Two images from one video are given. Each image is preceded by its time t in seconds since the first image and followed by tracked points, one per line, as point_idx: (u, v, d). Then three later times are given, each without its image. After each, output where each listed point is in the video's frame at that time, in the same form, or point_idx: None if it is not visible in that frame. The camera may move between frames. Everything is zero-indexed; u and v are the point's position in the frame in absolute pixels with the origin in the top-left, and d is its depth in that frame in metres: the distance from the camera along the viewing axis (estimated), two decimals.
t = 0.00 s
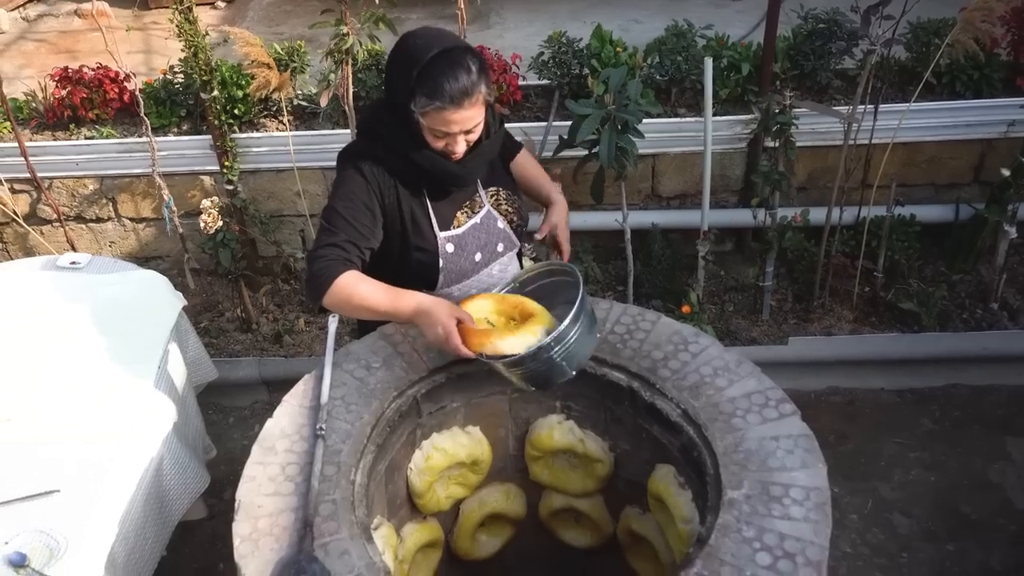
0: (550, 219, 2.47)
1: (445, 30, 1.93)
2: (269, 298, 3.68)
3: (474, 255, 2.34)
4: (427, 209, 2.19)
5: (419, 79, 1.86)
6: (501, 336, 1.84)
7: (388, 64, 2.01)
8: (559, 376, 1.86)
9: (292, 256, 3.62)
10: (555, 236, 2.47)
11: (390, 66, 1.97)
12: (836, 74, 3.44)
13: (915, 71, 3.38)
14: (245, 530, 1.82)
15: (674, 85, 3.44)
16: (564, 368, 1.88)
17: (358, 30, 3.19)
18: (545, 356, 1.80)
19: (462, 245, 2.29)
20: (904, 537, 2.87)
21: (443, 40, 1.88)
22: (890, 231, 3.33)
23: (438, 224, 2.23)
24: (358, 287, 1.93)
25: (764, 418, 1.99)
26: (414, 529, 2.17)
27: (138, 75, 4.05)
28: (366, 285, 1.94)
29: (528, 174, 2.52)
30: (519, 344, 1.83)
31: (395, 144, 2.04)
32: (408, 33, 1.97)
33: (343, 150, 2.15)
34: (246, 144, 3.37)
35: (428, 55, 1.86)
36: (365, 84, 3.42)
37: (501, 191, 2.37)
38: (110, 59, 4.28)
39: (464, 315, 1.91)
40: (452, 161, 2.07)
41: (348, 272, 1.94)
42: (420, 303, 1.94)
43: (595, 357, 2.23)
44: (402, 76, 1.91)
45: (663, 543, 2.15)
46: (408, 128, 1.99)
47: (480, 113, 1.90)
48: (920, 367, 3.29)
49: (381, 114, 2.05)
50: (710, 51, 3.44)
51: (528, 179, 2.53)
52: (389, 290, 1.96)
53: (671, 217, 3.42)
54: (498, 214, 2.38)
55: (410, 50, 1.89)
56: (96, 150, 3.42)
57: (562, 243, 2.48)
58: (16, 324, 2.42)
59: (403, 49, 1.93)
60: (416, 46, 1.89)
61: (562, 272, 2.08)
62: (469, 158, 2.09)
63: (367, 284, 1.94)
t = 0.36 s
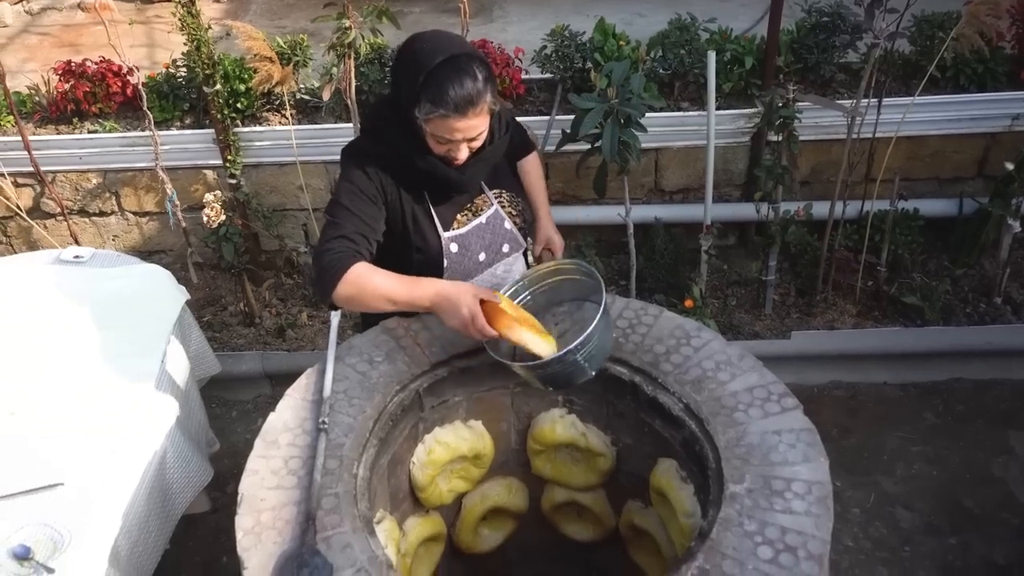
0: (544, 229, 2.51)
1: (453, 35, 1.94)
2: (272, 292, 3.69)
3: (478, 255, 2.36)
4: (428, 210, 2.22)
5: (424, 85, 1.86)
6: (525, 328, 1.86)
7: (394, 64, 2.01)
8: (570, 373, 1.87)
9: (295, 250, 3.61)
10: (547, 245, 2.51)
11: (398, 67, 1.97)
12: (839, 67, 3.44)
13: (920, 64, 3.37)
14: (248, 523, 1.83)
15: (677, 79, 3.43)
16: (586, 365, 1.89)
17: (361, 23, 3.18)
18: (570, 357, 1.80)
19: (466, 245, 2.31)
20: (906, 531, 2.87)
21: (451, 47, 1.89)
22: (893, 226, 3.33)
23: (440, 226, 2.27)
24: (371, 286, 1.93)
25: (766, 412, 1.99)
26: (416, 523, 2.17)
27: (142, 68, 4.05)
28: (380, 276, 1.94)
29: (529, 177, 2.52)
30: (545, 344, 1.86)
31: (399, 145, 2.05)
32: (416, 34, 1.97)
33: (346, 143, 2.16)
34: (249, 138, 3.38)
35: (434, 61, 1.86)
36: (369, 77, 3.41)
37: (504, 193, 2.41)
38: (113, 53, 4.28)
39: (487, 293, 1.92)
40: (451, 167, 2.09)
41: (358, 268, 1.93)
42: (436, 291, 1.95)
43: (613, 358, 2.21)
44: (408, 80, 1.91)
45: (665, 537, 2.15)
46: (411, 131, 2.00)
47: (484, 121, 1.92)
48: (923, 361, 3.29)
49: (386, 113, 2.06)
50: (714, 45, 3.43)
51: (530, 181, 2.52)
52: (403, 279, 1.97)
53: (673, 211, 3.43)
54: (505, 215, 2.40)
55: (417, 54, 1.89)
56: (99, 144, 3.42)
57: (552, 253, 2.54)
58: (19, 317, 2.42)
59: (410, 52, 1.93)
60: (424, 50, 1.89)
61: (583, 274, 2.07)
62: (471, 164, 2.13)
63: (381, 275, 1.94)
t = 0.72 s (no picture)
0: (556, 221, 2.54)
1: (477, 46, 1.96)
2: (272, 288, 3.70)
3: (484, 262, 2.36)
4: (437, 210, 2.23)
5: (449, 96, 1.88)
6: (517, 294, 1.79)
7: (416, 69, 2.03)
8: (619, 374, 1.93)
9: (296, 245, 3.62)
10: (561, 238, 2.53)
11: (420, 74, 2.00)
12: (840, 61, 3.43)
13: (920, 58, 3.37)
14: (248, 518, 1.83)
15: (677, 73, 3.42)
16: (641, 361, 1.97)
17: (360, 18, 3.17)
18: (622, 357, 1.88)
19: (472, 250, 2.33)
20: (906, 525, 2.87)
21: (475, 58, 1.91)
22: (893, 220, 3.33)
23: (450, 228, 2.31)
24: (366, 252, 1.91)
25: (765, 406, 1.99)
26: (416, 517, 2.18)
27: (142, 64, 4.05)
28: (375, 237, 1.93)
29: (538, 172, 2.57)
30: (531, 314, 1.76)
31: (418, 149, 2.09)
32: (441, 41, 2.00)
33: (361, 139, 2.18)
34: (249, 134, 3.38)
35: (460, 73, 1.88)
36: (369, 73, 3.41)
37: (515, 199, 2.47)
38: (113, 49, 4.28)
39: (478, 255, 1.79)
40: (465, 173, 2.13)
41: (350, 235, 1.92)
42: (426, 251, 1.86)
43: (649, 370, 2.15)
44: (432, 88, 1.94)
45: (665, 532, 2.15)
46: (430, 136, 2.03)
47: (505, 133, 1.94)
48: (923, 356, 3.29)
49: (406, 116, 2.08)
50: (714, 39, 3.43)
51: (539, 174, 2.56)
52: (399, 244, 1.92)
53: (674, 207, 3.42)
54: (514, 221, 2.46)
55: (442, 63, 1.92)
56: (100, 140, 3.42)
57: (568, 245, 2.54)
58: (21, 314, 2.43)
59: (434, 60, 1.95)
60: (449, 61, 1.91)
61: (614, 266, 2.13)
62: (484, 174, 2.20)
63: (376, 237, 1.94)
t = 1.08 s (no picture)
0: (570, 237, 2.45)
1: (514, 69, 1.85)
2: (270, 284, 3.70)
3: (491, 279, 2.28)
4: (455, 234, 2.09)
5: (485, 123, 1.76)
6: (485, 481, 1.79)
7: (445, 87, 1.89)
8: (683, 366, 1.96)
9: (294, 241, 3.63)
10: (575, 253, 2.44)
11: (450, 93, 1.87)
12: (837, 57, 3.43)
13: (918, 54, 3.37)
14: (246, 513, 1.84)
15: (675, 69, 3.42)
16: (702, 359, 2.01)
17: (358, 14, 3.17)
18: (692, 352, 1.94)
19: (483, 271, 2.23)
20: (903, 520, 2.88)
21: (513, 82, 1.79)
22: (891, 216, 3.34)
23: (464, 249, 2.15)
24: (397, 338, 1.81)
25: (762, 402, 2.00)
26: (414, 513, 2.18)
27: (139, 60, 4.04)
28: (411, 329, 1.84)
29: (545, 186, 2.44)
30: (485, 509, 1.80)
31: (444, 172, 1.94)
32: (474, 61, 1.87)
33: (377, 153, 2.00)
34: (247, 130, 3.37)
35: (498, 99, 1.76)
36: (366, 68, 3.41)
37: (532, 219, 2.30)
38: (111, 44, 4.27)
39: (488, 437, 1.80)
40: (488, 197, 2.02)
41: (396, 311, 1.81)
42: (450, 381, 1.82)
43: (680, 395, 2.04)
44: (465, 112, 1.81)
45: (662, 527, 2.16)
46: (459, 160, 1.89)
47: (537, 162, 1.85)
48: (920, 352, 3.29)
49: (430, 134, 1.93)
50: (712, 35, 3.44)
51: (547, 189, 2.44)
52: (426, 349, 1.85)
53: (672, 203, 3.41)
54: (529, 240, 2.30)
55: (477, 86, 1.79)
56: (97, 136, 3.42)
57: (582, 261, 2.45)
58: (18, 309, 2.43)
59: (468, 82, 1.82)
60: (485, 83, 1.79)
61: (662, 272, 2.21)
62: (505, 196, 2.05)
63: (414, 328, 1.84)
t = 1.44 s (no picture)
0: (576, 242, 2.44)
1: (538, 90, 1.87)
2: (270, 283, 3.70)
3: (496, 291, 2.28)
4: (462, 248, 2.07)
5: (509, 141, 1.76)
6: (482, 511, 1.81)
7: (468, 102, 1.89)
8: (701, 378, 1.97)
9: (293, 240, 3.63)
10: (582, 259, 2.42)
11: (474, 109, 1.87)
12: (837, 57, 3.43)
13: (917, 53, 3.37)
14: (245, 512, 1.84)
15: (674, 69, 3.42)
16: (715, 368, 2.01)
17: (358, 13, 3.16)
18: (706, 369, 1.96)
19: (488, 284, 2.23)
20: (903, 519, 2.88)
21: (538, 101, 1.80)
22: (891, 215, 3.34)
23: (471, 261, 2.15)
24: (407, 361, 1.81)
25: (762, 401, 2.00)
26: (413, 512, 2.18)
27: (139, 59, 4.04)
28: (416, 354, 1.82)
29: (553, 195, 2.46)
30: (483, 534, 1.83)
31: (461, 187, 1.92)
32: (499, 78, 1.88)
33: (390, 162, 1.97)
34: (246, 129, 3.37)
35: (523, 117, 1.76)
36: (366, 68, 3.41)
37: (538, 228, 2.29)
38: (110, 44, 4.27)
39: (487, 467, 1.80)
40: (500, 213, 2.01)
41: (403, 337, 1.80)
42: (454, 408, 1.80)
43: (690, 403, 2.02)
44: (488, 129, 1.80)
45: (662, 527, 2.16)
46: (478, 176, 1.88)
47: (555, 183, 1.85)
48: (920, 351, 3.29)
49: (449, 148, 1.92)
50: (711, 34, 3.44)
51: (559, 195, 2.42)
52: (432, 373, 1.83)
53: (672, 202, 3.41)
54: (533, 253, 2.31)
55: (503, 103, 1.79)
56: (97, 135, 3.42)
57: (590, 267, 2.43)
58: (18, 308, 2.42)
59: (494, 98, 1.83)
60: (510, 102, 1.79)
61: (670, 279, 2.21)
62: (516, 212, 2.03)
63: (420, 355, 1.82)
